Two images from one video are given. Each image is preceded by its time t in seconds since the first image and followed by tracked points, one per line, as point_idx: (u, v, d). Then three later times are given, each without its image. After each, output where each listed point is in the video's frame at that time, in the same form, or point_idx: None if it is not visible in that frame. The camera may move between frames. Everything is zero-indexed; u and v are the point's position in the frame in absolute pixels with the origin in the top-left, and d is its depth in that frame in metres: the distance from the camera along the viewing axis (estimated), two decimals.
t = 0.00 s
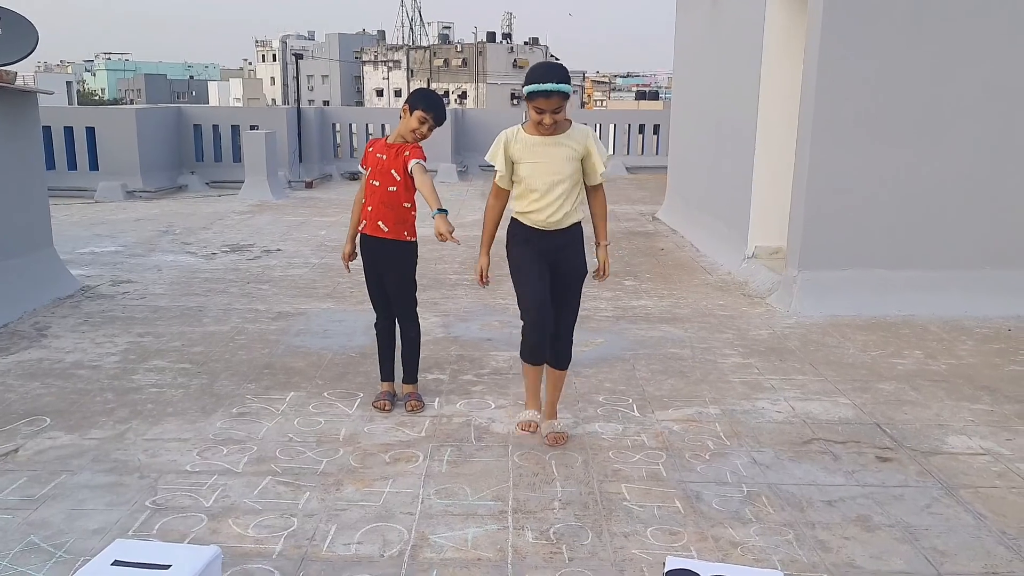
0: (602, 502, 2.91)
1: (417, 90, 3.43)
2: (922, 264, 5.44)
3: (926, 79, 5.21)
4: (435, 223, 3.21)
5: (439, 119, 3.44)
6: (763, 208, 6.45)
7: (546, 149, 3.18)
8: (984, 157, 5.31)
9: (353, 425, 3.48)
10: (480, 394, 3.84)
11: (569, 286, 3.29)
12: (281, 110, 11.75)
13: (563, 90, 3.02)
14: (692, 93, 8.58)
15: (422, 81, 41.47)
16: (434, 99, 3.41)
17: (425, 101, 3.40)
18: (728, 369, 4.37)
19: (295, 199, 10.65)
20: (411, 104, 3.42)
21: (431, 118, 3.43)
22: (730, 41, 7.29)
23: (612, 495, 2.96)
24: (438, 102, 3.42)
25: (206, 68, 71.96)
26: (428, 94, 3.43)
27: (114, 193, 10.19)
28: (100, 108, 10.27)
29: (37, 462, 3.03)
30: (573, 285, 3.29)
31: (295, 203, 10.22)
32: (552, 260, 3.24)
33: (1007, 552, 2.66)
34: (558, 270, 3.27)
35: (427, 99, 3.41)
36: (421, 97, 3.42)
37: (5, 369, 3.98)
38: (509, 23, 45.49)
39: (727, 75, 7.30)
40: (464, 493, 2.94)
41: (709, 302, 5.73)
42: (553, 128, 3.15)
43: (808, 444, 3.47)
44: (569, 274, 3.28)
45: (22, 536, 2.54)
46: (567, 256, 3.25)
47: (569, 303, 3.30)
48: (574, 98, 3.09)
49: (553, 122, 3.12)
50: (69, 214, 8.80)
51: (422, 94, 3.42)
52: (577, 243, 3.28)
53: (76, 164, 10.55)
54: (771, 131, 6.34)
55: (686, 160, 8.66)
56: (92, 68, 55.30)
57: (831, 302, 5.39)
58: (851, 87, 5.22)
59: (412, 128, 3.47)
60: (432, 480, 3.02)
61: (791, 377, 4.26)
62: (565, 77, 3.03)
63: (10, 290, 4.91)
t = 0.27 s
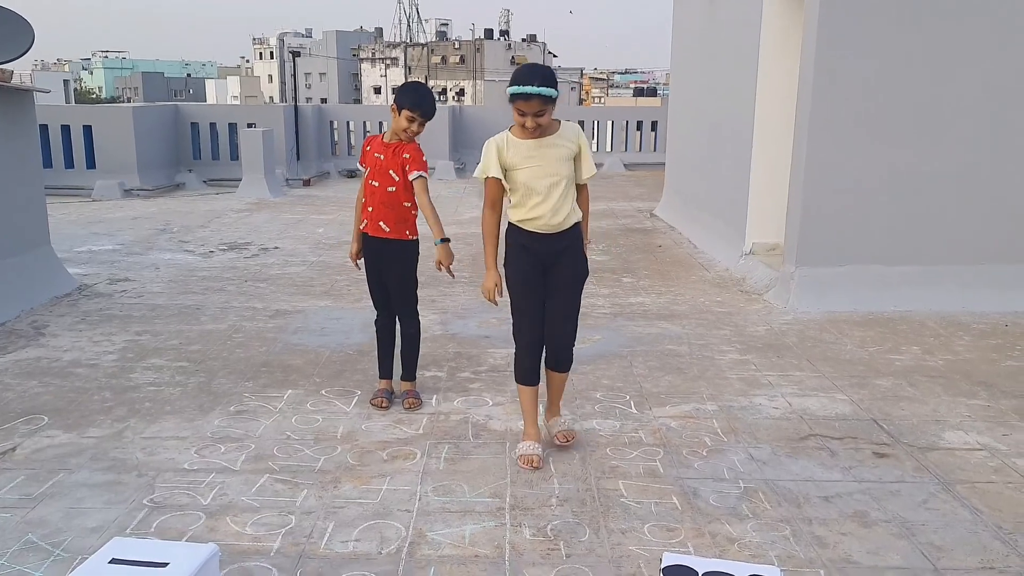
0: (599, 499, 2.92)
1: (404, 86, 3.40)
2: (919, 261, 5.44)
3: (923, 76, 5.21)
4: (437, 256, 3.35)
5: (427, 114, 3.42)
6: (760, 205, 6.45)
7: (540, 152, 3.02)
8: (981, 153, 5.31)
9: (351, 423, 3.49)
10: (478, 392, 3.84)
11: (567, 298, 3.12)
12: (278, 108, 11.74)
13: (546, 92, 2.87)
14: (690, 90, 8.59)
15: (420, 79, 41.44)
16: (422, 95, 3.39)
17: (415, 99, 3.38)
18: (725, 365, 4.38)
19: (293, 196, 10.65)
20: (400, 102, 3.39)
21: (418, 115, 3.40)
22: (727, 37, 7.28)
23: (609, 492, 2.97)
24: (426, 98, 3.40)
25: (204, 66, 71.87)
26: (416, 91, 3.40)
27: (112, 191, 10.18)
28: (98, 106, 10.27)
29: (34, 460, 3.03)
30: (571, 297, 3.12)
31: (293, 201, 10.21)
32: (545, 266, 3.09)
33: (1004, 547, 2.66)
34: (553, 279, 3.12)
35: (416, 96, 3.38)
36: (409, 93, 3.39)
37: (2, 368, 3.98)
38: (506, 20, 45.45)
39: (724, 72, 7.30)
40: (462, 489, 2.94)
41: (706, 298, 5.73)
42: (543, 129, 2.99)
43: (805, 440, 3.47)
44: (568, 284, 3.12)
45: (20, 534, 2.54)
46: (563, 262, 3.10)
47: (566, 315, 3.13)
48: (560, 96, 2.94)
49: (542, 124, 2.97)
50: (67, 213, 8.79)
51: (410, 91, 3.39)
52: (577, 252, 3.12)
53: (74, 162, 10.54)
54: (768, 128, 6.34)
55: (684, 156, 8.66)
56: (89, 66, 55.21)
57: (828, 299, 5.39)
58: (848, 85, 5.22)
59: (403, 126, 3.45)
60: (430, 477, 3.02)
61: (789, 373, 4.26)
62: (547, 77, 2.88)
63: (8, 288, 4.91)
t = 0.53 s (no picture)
0: (600, 496, 2.93)
1: (400, 86, 3.36)
2: (919, 257, 5.45)
3: (922, 72, 5.21)
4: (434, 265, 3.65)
5: (418, 111, 3.39)
6: (759, 202, 6.46)
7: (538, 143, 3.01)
8: (979, 150, 5.32)
9: (352, 421, 3.50)
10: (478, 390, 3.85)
11: (570, 297, 3.10)
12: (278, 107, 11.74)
13: (525, 78, 2.85)
14: (689, 87, 8.59)
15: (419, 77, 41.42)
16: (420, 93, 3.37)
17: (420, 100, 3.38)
18: (725, 362, 4.39)
19: (292, 195, 10.66)
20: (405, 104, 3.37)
21: (414, 113, 3.38)
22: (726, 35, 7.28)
23: (610, 489, 2.98)
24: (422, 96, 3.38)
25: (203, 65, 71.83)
26: (407, 89, 3.36)
27: (112, 190, 10.19)
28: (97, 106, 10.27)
29: (37, 460, 3.04)
30: (575, 295, 3.10)
31: (293, 200, 10.22)
32: (548, 266, 3.08)
33: (1003, 542, 2.67)
34: (557, 278, 3.10)
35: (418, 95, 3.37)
36: (404, 92, 3.34)
37: (4, 368, 3.99)
38: (505, 18, 45.42)
39: (724, 70, 7.30)
40: (463, 487, 2.95)
41: (706, 296, 5.74)
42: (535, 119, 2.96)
43: (805, 436, 3.48)
44: (571, 283, 3.10)
45: (23, 533, 2.55)
46: (570, 262, 3.07)
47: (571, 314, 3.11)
48: (545, 83, 2.90)
49: (530, 114, 2.94)
50: (67, 213, 8.80)
51: (407, 91, 3.35)
52: (583, 250, 3.10)
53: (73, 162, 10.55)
54: (767, 126, 6.35)
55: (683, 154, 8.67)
56: (87, 65, 55.18)
57: (827, 296, 5.40)
58: (847, 82, 5.22)
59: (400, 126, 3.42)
60: (431, 475, 3.03)
61: (789, 370, 4.27)
62: (527, 64, 2.86)
63: (9, 289, 4.92)
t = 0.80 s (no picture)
0: (601, 492, 2.93)
1: (407, 86, 3.33)
2: (920, 255, 5.45)
3: (923, 71, 5.21)
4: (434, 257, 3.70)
5: (420, 111, 3.38)
6: (761, 201, 6.46)
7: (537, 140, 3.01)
8: (980, 148, 5.32)
9: (354, 418, 3.50)
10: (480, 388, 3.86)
11: (575, 296, 3.09)
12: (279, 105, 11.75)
13: (507, 73, 2.88)
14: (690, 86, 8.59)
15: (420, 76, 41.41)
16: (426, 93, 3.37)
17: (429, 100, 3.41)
18: (727, 360, 4.39)
19: (294, 194, 10.66)
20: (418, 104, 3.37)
21: (421, 114, 3.37)
22: (727, 33, 7.28)
23: (611, 485, 2.99)
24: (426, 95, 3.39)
25: (204, 64, 71.87)
26: (407, 90, 3.33)
27: (114, 189, 10.20)
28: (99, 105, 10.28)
29: (40, 456, 3.05)
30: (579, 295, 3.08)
31: (294, 198, 10.23)
32: (551, 265, 3.07)
33: (1004, 538, 2.68)
34: (561, 277, 3.08)
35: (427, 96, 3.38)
36: (411, 92, 3.32)
37: (7, 365, 4.00)
38: (507, 17, 45.41)
39: (725, 69, 7.30)
40: (464, 483, 2.96)
41: (708, 294, 5.75)
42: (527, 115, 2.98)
43: (806, 433, 3.48)
44: (576, 282, 3.08)
45: (27, 529, 2.56)
46: (574, 261, 3.05)
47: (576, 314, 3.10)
48: (532, 78, 2.91)
49: (520, 110, 2.96)
50: (69, 211, 8.81)
51: (413, 91, 3.33)
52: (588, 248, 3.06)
53: (76, 161, 10.56)
54: (768, 124, 6.35)
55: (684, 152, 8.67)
56: (89, 65, 55.22)
57: (828, 294, 5.41)
58: (848, 81, 5.23)
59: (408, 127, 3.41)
60: (433, 471, 3.04)
61: (790, 367, 4.27)
62: (512, 60, 2.90)
63: (11, 287, 4.93)
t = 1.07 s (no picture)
0: (604, 485, 2.93)
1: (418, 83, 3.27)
2: (921, 250, 5.44)
3: (924, 66, 5.21)
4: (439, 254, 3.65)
5: (429, 108, 3.35)
6: (762, 195, 6.45)
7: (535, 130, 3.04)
8: (982, 142, 5.32)
9: (356, 411, 3.50)
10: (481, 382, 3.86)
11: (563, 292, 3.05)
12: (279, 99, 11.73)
13: (512, 61, 2.89)
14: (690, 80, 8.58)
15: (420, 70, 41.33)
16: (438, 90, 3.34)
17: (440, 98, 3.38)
18: (728, 354, 4.39)
19: (293, 188, 10.64)
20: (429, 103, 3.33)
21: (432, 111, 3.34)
22: (727, 28, 7.27)
23: (613, 478, 2.99)
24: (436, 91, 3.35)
25: (202, 59, 71.75)
26: (418, 87, 3.28)
27: (113, 182, 10.17)
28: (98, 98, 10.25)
29: (42, 449, 3.05)
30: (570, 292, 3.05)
31: (294, 192, 10.22)
32: (541, 261, 3.03)
33: (1006, 531, 2.68)
34: (551, 275, 3.04)
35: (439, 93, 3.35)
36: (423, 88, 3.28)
37: (8, 358, 3.99)
38: (506, 12, 45.31)
39: (726, 63, 7.29)
40: (467, 476, 2.96)
41: (708, 288, 5.74)
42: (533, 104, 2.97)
43: (808, 427, 3.48)
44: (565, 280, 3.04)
45: (29, 520, 2.56)
46: (559, 256, 3.00)
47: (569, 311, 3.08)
48: (538, 67, 2.90)
49: (526, 99, 2.94)
50: (69, 205, 8.79)
51: (425, 87, 3.29)
52: (577, 245, 3.00)
53: (75, 154, 10.54)
54: (769, 119, 6.35)
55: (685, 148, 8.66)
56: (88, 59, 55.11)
57: (829, 289, 5.40)
58: (849, 75, 5.22)
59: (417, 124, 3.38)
60: (435, 464, 3.04)
61: (791, 361, 4.27)
62: (519, 49, 2.91)
63: (11, 280, 4.92)
